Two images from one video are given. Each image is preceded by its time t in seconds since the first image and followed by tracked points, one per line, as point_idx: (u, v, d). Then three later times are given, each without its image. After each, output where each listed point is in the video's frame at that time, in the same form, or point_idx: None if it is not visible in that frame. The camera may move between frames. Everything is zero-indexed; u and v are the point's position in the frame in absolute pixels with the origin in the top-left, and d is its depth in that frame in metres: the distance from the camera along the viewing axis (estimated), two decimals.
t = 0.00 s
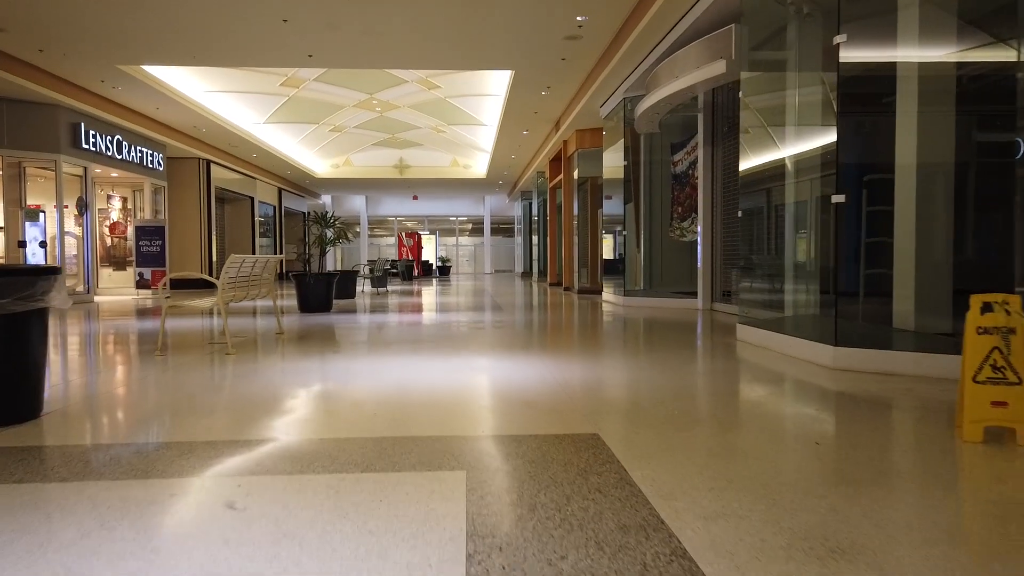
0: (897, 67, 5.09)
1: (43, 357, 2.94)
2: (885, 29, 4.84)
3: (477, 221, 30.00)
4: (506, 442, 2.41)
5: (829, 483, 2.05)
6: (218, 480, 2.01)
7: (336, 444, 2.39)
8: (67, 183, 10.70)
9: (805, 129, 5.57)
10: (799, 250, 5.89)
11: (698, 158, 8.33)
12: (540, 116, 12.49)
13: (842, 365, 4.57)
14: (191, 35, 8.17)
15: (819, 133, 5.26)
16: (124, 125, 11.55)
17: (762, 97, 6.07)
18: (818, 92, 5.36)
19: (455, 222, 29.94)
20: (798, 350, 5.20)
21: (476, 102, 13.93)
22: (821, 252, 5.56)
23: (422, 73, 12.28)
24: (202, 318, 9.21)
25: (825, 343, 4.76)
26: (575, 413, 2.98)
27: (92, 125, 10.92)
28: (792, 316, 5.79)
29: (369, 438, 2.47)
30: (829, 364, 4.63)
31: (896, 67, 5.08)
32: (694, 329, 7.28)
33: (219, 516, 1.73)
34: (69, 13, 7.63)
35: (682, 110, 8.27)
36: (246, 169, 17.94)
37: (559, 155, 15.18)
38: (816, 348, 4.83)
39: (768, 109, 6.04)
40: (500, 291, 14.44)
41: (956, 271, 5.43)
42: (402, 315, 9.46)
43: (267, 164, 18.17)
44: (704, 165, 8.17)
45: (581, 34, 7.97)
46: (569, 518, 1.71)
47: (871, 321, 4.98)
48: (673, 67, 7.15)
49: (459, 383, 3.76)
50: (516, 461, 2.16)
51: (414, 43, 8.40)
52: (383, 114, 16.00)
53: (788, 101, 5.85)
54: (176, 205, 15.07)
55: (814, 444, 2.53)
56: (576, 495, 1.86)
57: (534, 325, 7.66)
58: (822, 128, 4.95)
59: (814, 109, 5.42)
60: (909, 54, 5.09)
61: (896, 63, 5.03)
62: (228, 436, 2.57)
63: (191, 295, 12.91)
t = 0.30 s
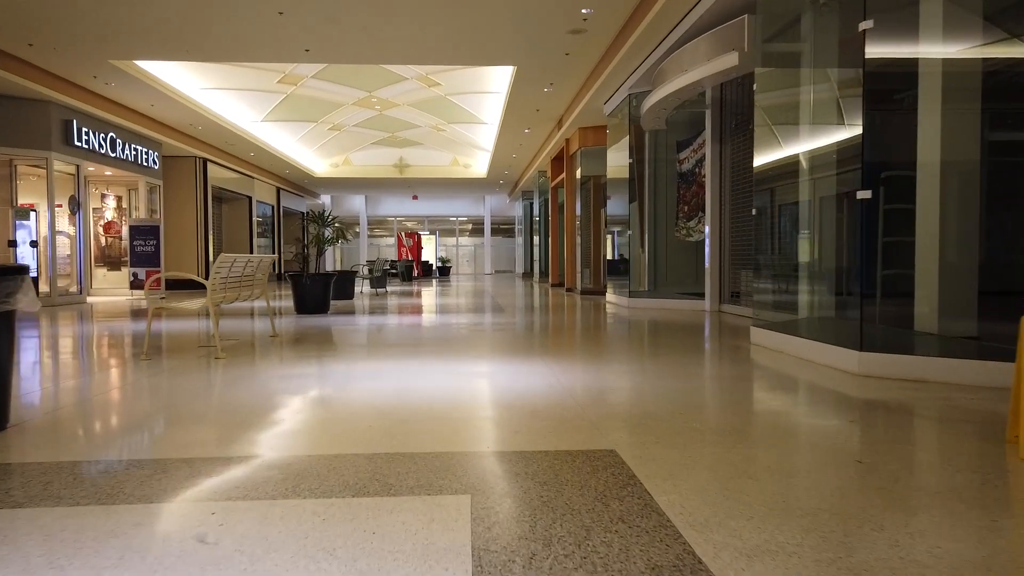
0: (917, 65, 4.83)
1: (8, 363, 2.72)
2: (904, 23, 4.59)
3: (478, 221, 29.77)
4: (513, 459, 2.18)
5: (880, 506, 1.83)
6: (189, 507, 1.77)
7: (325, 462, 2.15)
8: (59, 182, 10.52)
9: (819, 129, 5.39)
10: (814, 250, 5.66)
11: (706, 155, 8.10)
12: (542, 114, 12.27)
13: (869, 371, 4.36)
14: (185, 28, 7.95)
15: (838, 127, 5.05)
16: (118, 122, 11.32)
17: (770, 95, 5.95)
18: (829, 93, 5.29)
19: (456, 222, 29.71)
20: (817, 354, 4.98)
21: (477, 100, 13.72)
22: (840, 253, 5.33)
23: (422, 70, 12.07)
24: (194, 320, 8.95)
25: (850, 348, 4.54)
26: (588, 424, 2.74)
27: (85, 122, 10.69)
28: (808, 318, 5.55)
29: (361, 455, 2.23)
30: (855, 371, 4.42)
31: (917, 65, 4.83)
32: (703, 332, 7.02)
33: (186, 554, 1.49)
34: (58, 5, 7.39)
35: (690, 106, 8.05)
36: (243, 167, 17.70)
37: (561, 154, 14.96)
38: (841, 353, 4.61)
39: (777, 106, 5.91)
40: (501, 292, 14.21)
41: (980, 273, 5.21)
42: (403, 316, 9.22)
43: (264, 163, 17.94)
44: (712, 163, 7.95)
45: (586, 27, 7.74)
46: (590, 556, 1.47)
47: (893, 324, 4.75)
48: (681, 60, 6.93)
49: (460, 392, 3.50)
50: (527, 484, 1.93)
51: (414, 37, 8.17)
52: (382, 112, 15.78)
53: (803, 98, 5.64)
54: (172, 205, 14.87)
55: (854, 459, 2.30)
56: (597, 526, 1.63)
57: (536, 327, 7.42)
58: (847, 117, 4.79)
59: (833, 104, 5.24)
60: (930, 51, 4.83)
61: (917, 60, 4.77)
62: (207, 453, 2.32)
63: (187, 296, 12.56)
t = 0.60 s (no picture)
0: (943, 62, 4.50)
1: None
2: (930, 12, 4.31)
3: (478, 221, 29.48)
4: (518, 490, 1.91)
5: (942, 548, 1.57)
6: (135, 557, 1.50)
7: (303, 495, 1.88)
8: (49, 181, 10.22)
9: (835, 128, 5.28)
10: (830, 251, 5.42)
11: (714, 152, 7.85)
12: (543, 111, 12.01)
13: (900, 382, 4.06)
14: (175, 22, 7.69)
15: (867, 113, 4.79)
16: (110, 119, 11.07)
17: (790, 89, 5.68)
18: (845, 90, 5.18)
19: (456, 222, 29.45)
20: (837, 361, 4.68)
21: (478, 97, 13.47)
22: (864, 254, 5.05)
23: (421, 66, 11.82)
24: (185, 324, 8.69)
25: (878, 357, 4.24)
26: (600, 440, 2.47)
27: (75, 119, 10.44)
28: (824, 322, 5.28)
29: (344, 485, 1.96)
30: (884, 381, 4.13)
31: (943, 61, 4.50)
32: (709, 336, 6.74)
33: None
34: None
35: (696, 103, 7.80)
36: (240, 167, 17.45)
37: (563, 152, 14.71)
38: (865, 361, 4.32)
39: (791, 103, 5.66)
40: (501, 293, 13.94)
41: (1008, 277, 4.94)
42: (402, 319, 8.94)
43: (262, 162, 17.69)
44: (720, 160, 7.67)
45: (589, 20, 7.49)
46: None
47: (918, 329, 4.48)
48: (688, 54, 6.69)
49: (460, 404, 3.23)
50: (534, 522, 1.67)
51: (411, 30, 7.92)
52: (381, 110, 15.54)
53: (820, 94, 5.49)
54: (167, 204, 14.60)
55: (902, 489, 2.01)
56: None
57: (537, 331, 7.16)
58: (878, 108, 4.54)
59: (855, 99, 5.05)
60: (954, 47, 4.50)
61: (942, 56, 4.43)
62: (175, 480, 2.07)
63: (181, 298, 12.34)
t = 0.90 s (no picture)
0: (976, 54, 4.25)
1: None
2: None
3: (483, 220, 29.20)
4: (533, 520, 1.67)
5: None
6: None
7: (287, 526, 1.64)
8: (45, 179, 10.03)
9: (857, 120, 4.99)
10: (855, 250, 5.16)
11: (728, 147, 7.57)
12: (551, 107, 11.77)
13: (939, 390, 3.78)
14: (172, 14, 7.48)
15: (900, 106, 4.49)
16: (109, 116, 10.88)
17: (821, 82, 5.36)
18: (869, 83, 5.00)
19: (461, 221, 29.24)
20: (865, 366, 4.41)
21: (484, 93, 13.23)
22: (893, 252, 4.76)
23: (425, 61, 11.58)
24: (181, 325, 8.44)
25: (916, 363, 3.96)
26: (622, 455, 2.21)
27: (72, 116, 10.24)
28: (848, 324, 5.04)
29: (337, 512, 1.72)
30: (922, 389, 3.85)
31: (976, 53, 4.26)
32: (723, 338, 6.47)
33: None
34: None
35: (710, 96, 7.54)
36: (243, 164, 17.25)
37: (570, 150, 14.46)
38: (899, 367, 4.05)
39: (815, 96, 5.36)
40: (508, 293, 13.71)
41: None
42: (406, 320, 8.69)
43: (265, 160, 17.49)
44: (735, 156, 7.40)
45: (598, 10, 7.25)
46: None
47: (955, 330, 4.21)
48: (703, 43, 6.45)
49: (467, 412, 2.97)
50: (552, 563, 1.43)
51: (415, 22, 7.69)
52: (386, 107, 15.31)
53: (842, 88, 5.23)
54: (169, 203, 14.41)
55: (972, 516, 1.75)
56: None
57: (544, 332, 6.92)
58: (913, 97, 4.23)
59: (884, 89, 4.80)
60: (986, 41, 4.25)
61: (975, 49, 4.19)
62: (144, 506, 1.82)
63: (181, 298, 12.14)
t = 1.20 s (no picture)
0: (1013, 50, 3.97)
1: None
2: None
3: (485, 220, 28.94)
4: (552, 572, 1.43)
5: None
6: None
7: None
8: (38, 179, 9.79)
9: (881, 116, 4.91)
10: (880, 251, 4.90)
11: (740, 144, 7.30)
12: (555, 104, 11.53)
13: (983, 405, 3.52)
14: (167, 8, 7.24)
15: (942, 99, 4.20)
16: (104, 114, 10.66)
17: (828, 80, 5.11)
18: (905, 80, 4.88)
19: (463, 221, 29.02)
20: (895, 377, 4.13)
21: (486, 91, 13.00)
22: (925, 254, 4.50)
23: (427, 59, 11.36)
24: (174, 328, 8.19)
25: (955, 373, 3.70)
26: (650, 485, 1.96)
27: (66, 114, 10.02)
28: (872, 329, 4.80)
29: (323, 560, 1.49)
30: (965, 403, 3.58)
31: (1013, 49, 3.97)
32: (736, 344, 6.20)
33: None
34: None
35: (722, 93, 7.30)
36: (242, 164, 17.02)
37: (574, 148, 14.22)
38: (936, 379, 3.78)
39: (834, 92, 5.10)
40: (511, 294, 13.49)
41: None
42: (407, 323, 8.44)
43: (265, 159, 17.27)
44: (748, 153, 7.14)
45: (606, 3, 7.01)
46: None
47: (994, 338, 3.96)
48: (716, 36, 6.21)
49: (474, 430, 2.70)
50: None
51: (417, 17, 7.45)
52: (387, 106, 15.09)
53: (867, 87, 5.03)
54: (166, 203, 14.17)
55: None
56: None
57: (549, 336, 6.69)
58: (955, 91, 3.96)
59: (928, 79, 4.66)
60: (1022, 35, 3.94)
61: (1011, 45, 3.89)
62: (99, 553, 1.57)
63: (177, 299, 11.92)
